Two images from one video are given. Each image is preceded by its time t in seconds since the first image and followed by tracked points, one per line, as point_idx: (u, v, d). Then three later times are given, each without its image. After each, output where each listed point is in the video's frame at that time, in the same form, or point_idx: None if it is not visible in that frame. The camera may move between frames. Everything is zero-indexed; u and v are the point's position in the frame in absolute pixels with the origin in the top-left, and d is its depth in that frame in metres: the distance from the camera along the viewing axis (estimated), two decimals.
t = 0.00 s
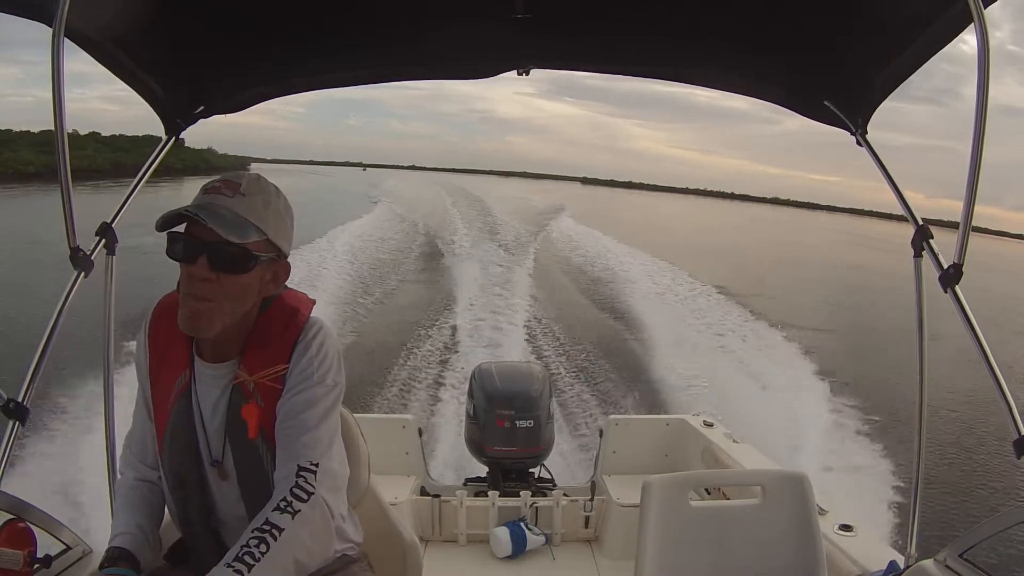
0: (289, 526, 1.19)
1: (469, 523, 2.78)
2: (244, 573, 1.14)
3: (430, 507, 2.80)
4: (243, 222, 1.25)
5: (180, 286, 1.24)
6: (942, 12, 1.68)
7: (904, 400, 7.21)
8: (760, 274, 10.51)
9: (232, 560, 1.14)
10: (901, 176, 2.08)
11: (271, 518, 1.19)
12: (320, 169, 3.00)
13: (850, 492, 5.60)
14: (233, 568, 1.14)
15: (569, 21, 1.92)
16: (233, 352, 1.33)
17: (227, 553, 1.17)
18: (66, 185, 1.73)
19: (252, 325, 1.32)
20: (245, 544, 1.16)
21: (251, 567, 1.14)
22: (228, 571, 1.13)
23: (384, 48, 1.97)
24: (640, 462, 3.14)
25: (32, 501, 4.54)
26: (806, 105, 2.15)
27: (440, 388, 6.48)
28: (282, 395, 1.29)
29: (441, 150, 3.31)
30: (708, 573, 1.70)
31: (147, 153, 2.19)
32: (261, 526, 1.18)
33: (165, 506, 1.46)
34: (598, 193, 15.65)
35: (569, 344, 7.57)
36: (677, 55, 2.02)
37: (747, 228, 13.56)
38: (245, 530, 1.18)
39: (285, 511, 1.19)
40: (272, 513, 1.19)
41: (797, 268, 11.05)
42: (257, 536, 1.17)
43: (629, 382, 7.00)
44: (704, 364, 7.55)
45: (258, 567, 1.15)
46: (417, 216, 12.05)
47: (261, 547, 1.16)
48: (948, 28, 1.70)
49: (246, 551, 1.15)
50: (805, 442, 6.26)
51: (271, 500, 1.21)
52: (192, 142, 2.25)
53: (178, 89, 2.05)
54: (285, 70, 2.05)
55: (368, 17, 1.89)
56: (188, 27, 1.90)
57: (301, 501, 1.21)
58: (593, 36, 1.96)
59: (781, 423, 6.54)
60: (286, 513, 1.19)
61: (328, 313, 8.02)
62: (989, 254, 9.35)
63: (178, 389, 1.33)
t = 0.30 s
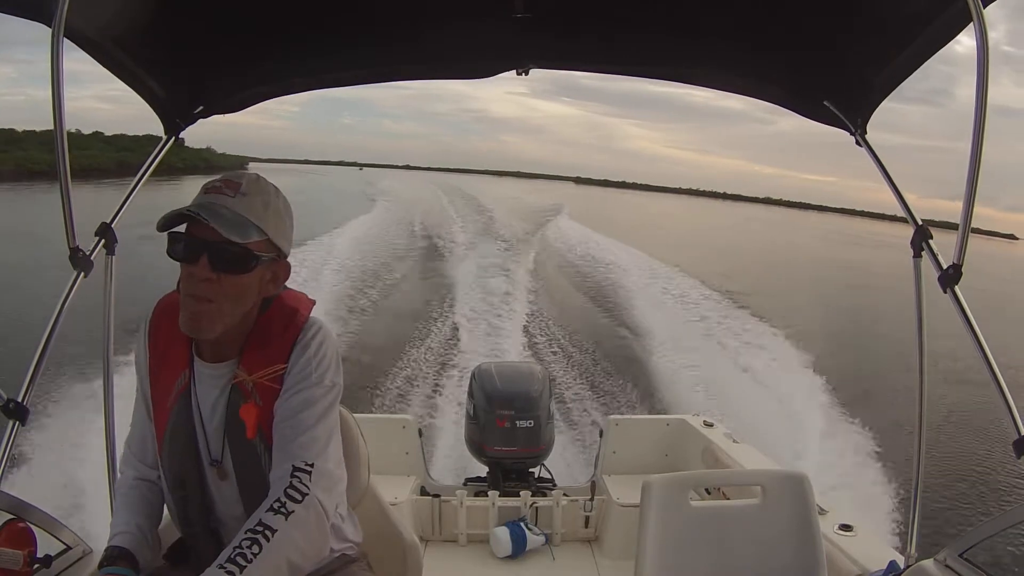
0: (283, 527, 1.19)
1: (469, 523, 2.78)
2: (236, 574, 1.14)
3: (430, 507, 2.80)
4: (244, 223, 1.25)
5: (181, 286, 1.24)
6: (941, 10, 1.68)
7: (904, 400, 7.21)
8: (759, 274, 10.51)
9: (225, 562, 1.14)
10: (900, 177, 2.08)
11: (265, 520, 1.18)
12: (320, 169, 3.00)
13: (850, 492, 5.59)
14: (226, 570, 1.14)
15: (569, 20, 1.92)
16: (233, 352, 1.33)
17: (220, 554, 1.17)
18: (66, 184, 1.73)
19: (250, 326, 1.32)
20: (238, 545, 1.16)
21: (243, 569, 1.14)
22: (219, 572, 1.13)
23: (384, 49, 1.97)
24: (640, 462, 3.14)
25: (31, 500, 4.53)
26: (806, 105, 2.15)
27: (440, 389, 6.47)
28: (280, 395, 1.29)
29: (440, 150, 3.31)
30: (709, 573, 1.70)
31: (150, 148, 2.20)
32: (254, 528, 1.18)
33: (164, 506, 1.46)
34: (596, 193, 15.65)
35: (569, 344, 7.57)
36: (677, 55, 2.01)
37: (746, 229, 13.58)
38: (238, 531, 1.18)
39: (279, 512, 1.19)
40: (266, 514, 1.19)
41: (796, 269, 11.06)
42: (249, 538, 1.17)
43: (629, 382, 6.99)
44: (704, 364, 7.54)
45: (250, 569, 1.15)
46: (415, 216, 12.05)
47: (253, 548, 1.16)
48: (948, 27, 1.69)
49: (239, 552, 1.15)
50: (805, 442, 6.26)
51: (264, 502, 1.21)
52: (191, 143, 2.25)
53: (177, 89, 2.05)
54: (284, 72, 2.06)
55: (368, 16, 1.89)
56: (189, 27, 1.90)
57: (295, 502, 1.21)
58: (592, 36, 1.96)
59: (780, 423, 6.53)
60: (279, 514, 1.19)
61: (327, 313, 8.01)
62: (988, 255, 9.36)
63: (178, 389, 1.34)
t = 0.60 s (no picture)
0: (284, 529, 1.19)
1: (469, 523, 2.78)
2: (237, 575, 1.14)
3: (429, 506, 2.80)
4: (256, 225, 1.25)
5: (191, 285, 1.24)
6: (942, 10, 1.67)
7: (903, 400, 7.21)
8: (759, 275, 10.51)
9: (226, 563, 1.14)
10: (901, 177, 2.08)
11: (266, 521, 1.19)
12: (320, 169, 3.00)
13: (849, 491, 5.60)
14: (226, 571, 1.14)
15: (570, 20, 1.92)
16: (237, 352, 1.33)
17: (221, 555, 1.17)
18: (66, 185, 1.73)
19: (257, 326, 1.32)
20: (239, 546, 1.16)
21: (244, 570, 1.14)
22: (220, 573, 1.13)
23: (384, 49, 1.97)
24: (640, 461, 3.14)
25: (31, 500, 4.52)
26: (806, 105, 2.15)
27: (439, 389, 6.47)
28: (285, 396, 1.29)
29: (439, 150, 3.31)
30: (709, 573, 1.70)
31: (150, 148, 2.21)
32: (254, 529, 1.18)
33: (165, 505, 1.46)
34: (594, 194, 15.65)
35: (569, 344, 7.58)
36: (679, 55, 2.01)
37: (745, 229, 13.59)
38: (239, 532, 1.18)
39: (280, 514, 1.19)
40: (267, 515, 1.19)
41: (795, 269, 11.07)
42: (250, 539, 1.17)
43: (628, 382, 7.00)
44: (703, 364, 7.54)
45: (250, 570, 1.15)
46: (414, 216, 12.05)
47: (254, 549, 1.16)
48: (948, 27, 1.69)
49: (239, 553, 1.15)
50: (805, 442, 6.26)
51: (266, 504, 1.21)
52: (192, 143, 2.25)
53: (177, 89, 2.05)
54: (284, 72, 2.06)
55: (368, 16, 1.89)
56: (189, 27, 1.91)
57: (296, 503, 1.21)
58: (592, 36, 1.96)
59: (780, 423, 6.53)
60: (280, 516, 1.19)
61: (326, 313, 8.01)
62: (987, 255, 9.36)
63: (181, 389, 1.34)
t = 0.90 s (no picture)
0: (280, 532, 1.19)
1: (469, 522, 2.78)
2: None
3: (429, 506, 2.80)
4: (259, 226, 1.25)
5: (192, 285, 1.24)
6: (942, 10, 1.67)
7: (903, 400, 7.21)
8: (758, 275, 10.51)
9: (222, 567, 1.14)
10: (901, 177, 2.07)
11: (263, 524, 1.18)
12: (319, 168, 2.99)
13: (849, 491, 5.59)
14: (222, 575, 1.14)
15: (570, 20, 1.92)
16: (238, 353, 1.33)
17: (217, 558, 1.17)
18: (66, 185, 1.73)
19: (258, 327, 1.32)
20: (235, 550, 1.16)
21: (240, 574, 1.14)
22: None
23: (384, 50, 1.97)
24: (640, 461, 3.14)
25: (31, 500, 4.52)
26: (806, 106, 2.14)
27: (439, 389, 6.47)
28: (285, 397, 1.29)
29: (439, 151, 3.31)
30: (709, 572, 1.70)
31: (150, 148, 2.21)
32: (251, 533, 1.18)
33: (165, 505, 1.46)
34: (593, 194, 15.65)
35: (568, 344, 7.57)
36: (680, 55, 2.01)
37: (744, 229, 13.59)
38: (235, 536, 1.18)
39: (277, 518, 1.19)
40: (264, 519, 1.19)
41: (794, 268, 11.08)
42: (247, 542, 1.17)
43: (628, 382, 6.99)
44: (703, 364, 7.53)
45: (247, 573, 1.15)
46: (413, 216, 12.04)
47: (249, 553, 1.16)
48: (948, 27, 1.69)
49: (235, 557, 1.15)
50: (804, 442, 6.26)
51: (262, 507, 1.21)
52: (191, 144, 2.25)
53: (177, 89, 2.05)
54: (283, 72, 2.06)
55: (368, 16, 1.89)
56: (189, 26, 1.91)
57: (294, 507, 1.21)
58: (592, 36, 1.96)
59: (779, 423, 6.54)
60: (278, 519, 1.19)
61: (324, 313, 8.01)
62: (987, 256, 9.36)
63: (181, 390, 1.33)
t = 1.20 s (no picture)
0: (281, 531, 1.19)
1: (469, 523, 2.78)
2: None
3: (430, 506, 2.80)
4: (265, 225, 1.25)
5: (197, 283, 1.24)
6: (941, 9, 1.67)
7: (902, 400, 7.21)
8: (757, 275, 10.51)
9: (222, 566, 1.14)
10: (901, 177, 2.07)
11: (262, 523, 1.18)
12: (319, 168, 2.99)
13: (848, 492, 5.59)
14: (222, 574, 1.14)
15: (570, 19, 1.92)
16: (241, 352, 1.34)
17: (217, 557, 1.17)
18: (66, 185, 1.73)
19: (262, 326, 1.33)
20: (235, 549, 1.16)
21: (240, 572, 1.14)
22: None
23: (383, 49, 1.97)
24: (640, 461, 3.14)
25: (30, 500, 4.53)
26: (806, 105, 2.15)
27: (438, 389, 6.46)
28: (288, 396, 1.30)
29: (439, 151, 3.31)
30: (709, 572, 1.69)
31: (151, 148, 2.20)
32: (250, 532, 1.18)
33: (165, 505, 1.45)
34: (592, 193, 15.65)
35: (568, 344, 7.57)
36: (681, 54, 2.01)
37: (743, 229, 13.60)
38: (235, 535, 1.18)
39: (277, 516, 1.19)
40: (263, 518, 1.18)
41: (793, 268, 11.08)
42: (246, 542, 1.17)
43: (627, 381, 6.99)
44: (702, 364, 7.53)
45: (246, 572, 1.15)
46: (412, 215, 12.04)
47: (249, 552, 1.16)
48: (948, 27, 1.69)
49: (235, 556, 1.15)
50: (804, 443, 6.26)
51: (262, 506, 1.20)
52: (192, 144, 2.24)
53: (177, 89, 2.05)
54: (283, 72, 2.06)
55: (367, 15, 1.89)
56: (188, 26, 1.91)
57: (294, 506, 1.21)
58: (592, 35, 1.96)
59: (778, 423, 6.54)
60: (277, 518, 1.19)
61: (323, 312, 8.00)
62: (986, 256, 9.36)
63: (183, 389, 1.33)
